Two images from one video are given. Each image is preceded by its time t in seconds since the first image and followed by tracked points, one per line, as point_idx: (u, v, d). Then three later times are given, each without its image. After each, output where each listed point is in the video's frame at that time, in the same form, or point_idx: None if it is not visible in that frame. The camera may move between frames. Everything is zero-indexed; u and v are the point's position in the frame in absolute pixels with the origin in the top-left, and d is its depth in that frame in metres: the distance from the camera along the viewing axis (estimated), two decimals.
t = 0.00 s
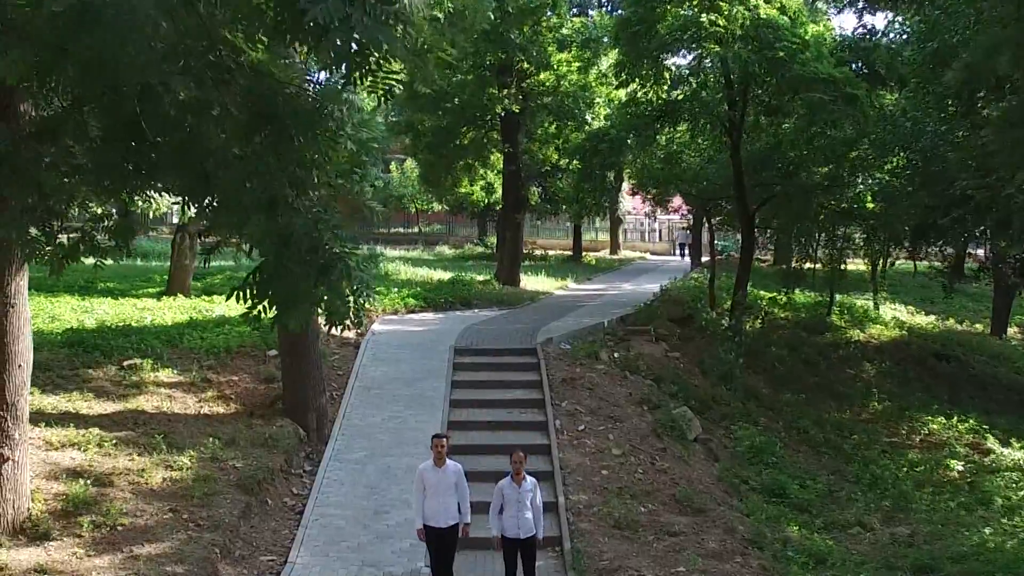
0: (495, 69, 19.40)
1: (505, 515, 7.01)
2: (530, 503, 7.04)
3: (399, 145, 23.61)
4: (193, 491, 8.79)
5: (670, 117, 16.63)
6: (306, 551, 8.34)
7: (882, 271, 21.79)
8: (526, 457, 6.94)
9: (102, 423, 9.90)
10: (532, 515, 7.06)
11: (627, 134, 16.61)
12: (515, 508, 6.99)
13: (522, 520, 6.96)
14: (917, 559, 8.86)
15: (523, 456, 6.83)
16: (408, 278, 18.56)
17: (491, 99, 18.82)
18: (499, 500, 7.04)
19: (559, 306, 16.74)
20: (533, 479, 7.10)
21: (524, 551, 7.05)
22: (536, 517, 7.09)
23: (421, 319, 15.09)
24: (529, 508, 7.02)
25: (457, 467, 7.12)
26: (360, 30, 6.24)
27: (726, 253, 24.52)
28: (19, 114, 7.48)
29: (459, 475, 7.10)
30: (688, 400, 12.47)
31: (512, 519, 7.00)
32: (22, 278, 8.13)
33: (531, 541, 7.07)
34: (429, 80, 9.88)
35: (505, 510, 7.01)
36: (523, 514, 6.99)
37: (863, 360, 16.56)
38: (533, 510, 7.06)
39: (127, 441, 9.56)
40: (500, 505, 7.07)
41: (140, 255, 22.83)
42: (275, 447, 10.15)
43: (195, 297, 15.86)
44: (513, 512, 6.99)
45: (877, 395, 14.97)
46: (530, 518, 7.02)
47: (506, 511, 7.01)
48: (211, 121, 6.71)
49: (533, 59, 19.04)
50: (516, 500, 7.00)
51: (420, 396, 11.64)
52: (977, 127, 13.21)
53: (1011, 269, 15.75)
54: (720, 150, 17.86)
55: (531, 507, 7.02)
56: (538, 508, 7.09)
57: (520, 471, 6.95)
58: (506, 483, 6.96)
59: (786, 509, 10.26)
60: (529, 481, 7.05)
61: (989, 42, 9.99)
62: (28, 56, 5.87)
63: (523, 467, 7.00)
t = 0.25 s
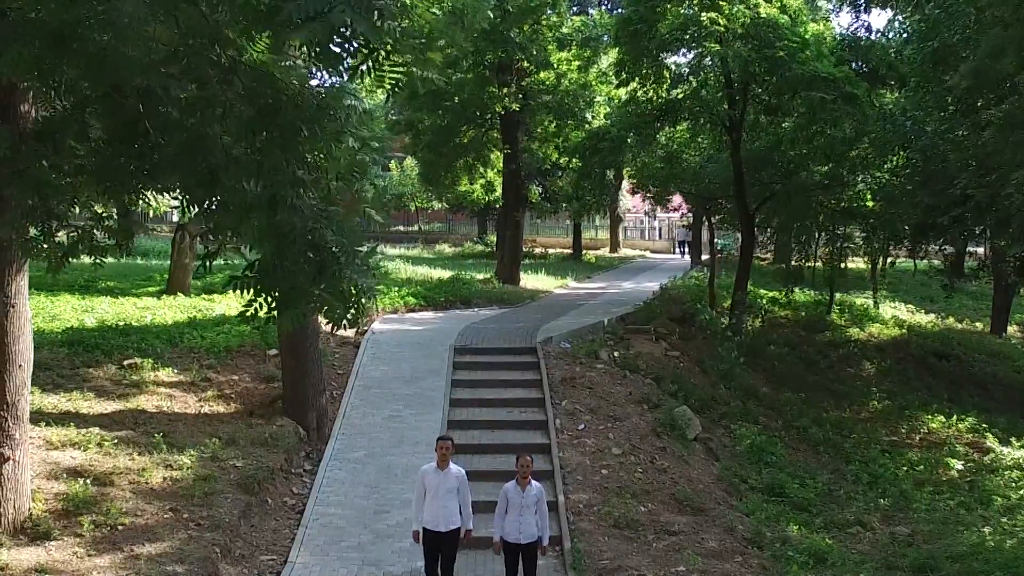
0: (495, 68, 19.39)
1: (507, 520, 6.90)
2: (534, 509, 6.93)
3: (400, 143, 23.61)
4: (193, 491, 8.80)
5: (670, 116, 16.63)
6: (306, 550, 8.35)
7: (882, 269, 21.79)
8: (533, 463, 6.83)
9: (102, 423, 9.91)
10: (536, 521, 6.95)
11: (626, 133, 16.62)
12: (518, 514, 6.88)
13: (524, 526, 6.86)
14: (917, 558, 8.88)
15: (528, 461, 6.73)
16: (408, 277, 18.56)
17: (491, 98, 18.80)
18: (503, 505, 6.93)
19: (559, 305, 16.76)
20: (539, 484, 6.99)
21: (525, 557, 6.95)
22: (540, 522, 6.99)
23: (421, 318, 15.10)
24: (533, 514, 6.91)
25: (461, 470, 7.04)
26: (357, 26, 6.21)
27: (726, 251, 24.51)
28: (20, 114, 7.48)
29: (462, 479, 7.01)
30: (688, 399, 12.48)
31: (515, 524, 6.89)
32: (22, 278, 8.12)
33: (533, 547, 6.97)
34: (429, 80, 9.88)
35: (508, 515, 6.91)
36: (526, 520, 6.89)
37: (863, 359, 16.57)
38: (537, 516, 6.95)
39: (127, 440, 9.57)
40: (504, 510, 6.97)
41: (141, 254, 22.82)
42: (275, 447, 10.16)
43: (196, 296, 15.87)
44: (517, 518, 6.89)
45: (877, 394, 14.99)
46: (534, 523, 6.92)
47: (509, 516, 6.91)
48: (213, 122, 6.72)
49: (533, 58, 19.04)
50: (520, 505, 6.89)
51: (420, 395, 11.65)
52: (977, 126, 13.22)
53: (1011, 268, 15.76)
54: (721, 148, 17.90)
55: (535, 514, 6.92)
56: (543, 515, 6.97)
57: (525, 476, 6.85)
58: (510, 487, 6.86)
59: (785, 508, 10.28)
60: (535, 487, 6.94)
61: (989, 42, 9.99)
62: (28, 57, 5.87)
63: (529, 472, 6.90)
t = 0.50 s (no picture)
0: (496, 57, 19.31)
1: (509, 512, 6.92)
2: (537, 502, 6.95)
3: (399, 132, 23.53)
4: (194, 481, 8.83)
5: (670, 105, 16.57)
6: (307, 541, 8.38)
7: (882, 258, 21.77)
8: (536, 456, 6.85)
9: (103, 413, 9.92)
10: (539, 514, 6.97)
11: (626, 123, 16.56)
12: (520, 506, 6.90)
13: (526, 519, 6.88)
14: (916, 548, 8.92)
15: (531, 453, 6.75)
16: (408, 266, 18.54)
17: (492, 87, 18.73)
18: (505, 497, 6.97)
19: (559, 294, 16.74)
20: (542, 478, 7.01)
21: (527, 550, 6.96)
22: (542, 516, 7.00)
23: (421, 308, 15.09)
24: (535, 507, 6.93)
25: (464, 464, 7.07)
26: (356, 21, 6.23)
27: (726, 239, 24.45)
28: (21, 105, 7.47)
29: (465, 472, 7.03)
30: (688, 389, 12.49)
31: (517, 517, 6.91)
32: (24, 270, 8.12)
33: (535, 539, 6.99)
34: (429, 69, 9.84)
35: (511, 507, 6.94)
36: (529, 512, 6.91)
37: (863, 348, 16.58)
38: (540, 509, 6.96)
39: (129, 431, 9.58)
40: (506, 502, 6.99)
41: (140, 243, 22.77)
42: (276, 437, 10.17)
43: (196, 286, 15.85)
44: (519, 510, 6.91)
45: (876, 384, 15.01)
46: (536, 516, 6.94)
47: (511, 509, 6.93)
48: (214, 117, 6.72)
49: (533, 48, 18.96)
50: (523, 498, 6.91)
51: (420, 385, 11.66)
52: (978, 116, 13.18)
53: (1011, 258, 15.75)
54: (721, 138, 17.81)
55: (538, 507, 6.93)
56: (546, 509, 6.98)
57: (528, 468, 6.88)
58: (514, 479, 6.90)
59: (785, 498, 10.31)
60: (537, 480, 6.97)
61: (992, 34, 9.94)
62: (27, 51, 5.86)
63: (532, 465, 6.92)
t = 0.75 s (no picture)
0: (496, 44, 19.25)
1: (510, 504, 6.74)
2: (538, 492, 6.75)
3: (399, 120, 23.46)
4: (195, 469, 8.85)
5: (671, 93, 16.52)
6: (308, 528, 8.41)
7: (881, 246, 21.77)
8: (536, 445, 6.62)
9: (104, 401, 9.93)
10: (539, 505, 6.77)
11: (627, 111, 16.51)
12: (521, 497, 6.72)
13: (527, 510, 6.70)
14: (915, 536, 8.96)
15: (530, 442, 6.54)
16: (408, 253, 18.52)
17: (492, 75, 18.67)
18: (505, 488, 6.78)
19: (559, 281, 16.74)
20: (543, 467, 6.79)
21: (529, 542, 6.79)
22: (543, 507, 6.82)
23: (421, 295, 15.09)
24: (536, 497, 6.73)
25: (463, 454, 6.86)
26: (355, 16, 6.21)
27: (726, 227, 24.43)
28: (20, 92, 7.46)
29: (464, 463, 6.84)
30: (687, 376, 12.50)
31: (518, 508, 6.73)
32: (24, 258, 8.10)
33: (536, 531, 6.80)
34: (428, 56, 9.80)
35: (511, 498, 6.75)
36: (529, 503, 6.73)
37: (862, 336, 16.60)
38: (541, 500, 6.76)
39: (129, 419, 9.59)
40: (506, 493, 6.80)
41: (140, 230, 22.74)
42: (276, 424, 10.18)
43: (196, 274, 15.84)
44: (519, 501, 6.73)
45: (875, 371, 15.03)
46: (537, 507, 6.75)
47: (512, 500, 6.75)
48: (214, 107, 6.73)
49: (533, 35, 18.90)
50: (523, 489, 6.72)
51: (420, 372, 11.67)
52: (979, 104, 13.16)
53: (1011, 245, 15.75)
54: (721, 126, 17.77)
55: (539, 497, 6.74)
56: (547, 499, 6.77)
57: (527, 459, 6.67)
58: (513, 470, 6.70)
59: (785, 485, 10.35)
60: (538, 470, 6.75)
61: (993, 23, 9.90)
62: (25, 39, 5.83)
63: (532, 455, 6.70)
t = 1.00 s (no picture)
0: (495, 32, 19.18)
1: (504, 499, 6.66)
2: (532, 484, 6.70)
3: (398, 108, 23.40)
4: (194, 457, 8.87)
5: (670, 82, 16.47)
6: (307, 515, 8.44)
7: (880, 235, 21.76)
8: (527, 437, 6.55)
9: (103, 389, 9.94)
10: (534, 497, 6.71)
11: (626, 99, 16.47)
12: (515, 490, 6.65)
13: (523, 502, 6.63)
14: (912, 524, 8.99)
15: (521, 435, 6.44)
16: (407, 242, 18.51)
17: (491, 63, 18.62)
18: (500, 482, 6.72)
19: (558, 270, 16.73)
20: (537, 459, 6.75)
21: (525, 535, 6.71)
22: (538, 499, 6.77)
23: (420, 284, 15.08)
24: (530, 490, 6.67)
25: (459, 447, 6.83)
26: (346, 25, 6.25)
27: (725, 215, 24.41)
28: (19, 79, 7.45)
29: (460, 455, 6.81)
30: (686, 365, 12.51)
31: (514, 501, 6.65)
32: (23, 247, 8.09)
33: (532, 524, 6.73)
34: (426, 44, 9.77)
35: (505, 492, 6.68)
36: (524, 495, 6.65)
37: (860, 325, 16.62)
38: (536, 491, 6.71)
39: (129, 407, 9.60)
40: (501, 487, 6.73)
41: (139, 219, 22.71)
42: (276, 413, 10.20)
43: (196, 263, 15.83)
44: (513, 494, 6.65)
45: (874, 360, 15.05)
46: (532, 499, 6.69)
47: (506, 493, 6.68)
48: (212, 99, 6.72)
49: (532, 23, 18.83)
50: (517, 481, 6.66)
51: (419, 361, 11.68)
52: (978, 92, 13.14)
53: (1010, 234, 15.75)
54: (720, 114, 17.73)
55: (534, 489, 6.68)
56: (542, 491, 6.73)
57: (519, 451, 6.59)
58: (507, 463, 6.63)
59: (783, 473, 10.38)
60: (531, 462, 6.70)
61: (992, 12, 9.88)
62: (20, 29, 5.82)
63: (524, 447, 6.64)
